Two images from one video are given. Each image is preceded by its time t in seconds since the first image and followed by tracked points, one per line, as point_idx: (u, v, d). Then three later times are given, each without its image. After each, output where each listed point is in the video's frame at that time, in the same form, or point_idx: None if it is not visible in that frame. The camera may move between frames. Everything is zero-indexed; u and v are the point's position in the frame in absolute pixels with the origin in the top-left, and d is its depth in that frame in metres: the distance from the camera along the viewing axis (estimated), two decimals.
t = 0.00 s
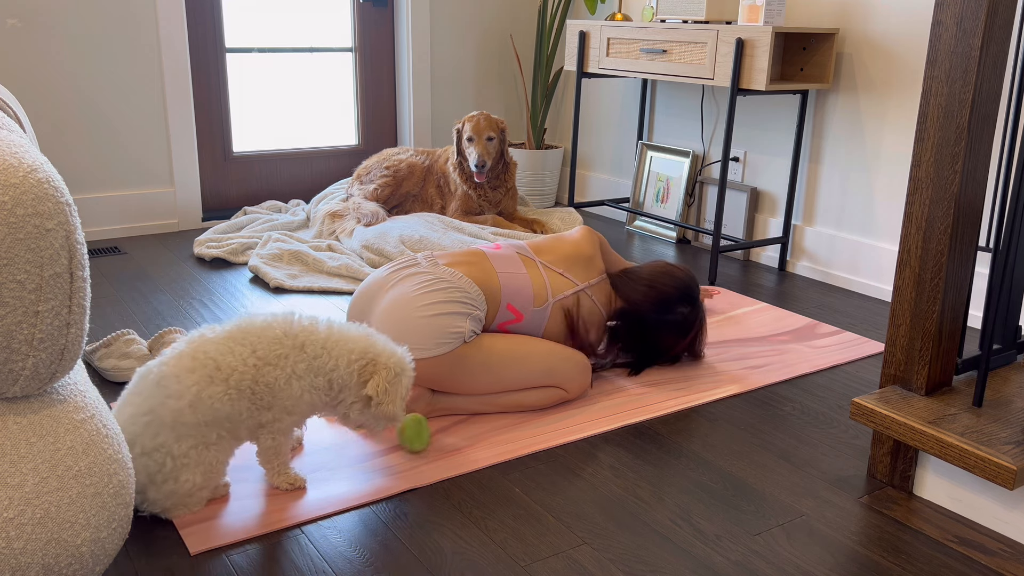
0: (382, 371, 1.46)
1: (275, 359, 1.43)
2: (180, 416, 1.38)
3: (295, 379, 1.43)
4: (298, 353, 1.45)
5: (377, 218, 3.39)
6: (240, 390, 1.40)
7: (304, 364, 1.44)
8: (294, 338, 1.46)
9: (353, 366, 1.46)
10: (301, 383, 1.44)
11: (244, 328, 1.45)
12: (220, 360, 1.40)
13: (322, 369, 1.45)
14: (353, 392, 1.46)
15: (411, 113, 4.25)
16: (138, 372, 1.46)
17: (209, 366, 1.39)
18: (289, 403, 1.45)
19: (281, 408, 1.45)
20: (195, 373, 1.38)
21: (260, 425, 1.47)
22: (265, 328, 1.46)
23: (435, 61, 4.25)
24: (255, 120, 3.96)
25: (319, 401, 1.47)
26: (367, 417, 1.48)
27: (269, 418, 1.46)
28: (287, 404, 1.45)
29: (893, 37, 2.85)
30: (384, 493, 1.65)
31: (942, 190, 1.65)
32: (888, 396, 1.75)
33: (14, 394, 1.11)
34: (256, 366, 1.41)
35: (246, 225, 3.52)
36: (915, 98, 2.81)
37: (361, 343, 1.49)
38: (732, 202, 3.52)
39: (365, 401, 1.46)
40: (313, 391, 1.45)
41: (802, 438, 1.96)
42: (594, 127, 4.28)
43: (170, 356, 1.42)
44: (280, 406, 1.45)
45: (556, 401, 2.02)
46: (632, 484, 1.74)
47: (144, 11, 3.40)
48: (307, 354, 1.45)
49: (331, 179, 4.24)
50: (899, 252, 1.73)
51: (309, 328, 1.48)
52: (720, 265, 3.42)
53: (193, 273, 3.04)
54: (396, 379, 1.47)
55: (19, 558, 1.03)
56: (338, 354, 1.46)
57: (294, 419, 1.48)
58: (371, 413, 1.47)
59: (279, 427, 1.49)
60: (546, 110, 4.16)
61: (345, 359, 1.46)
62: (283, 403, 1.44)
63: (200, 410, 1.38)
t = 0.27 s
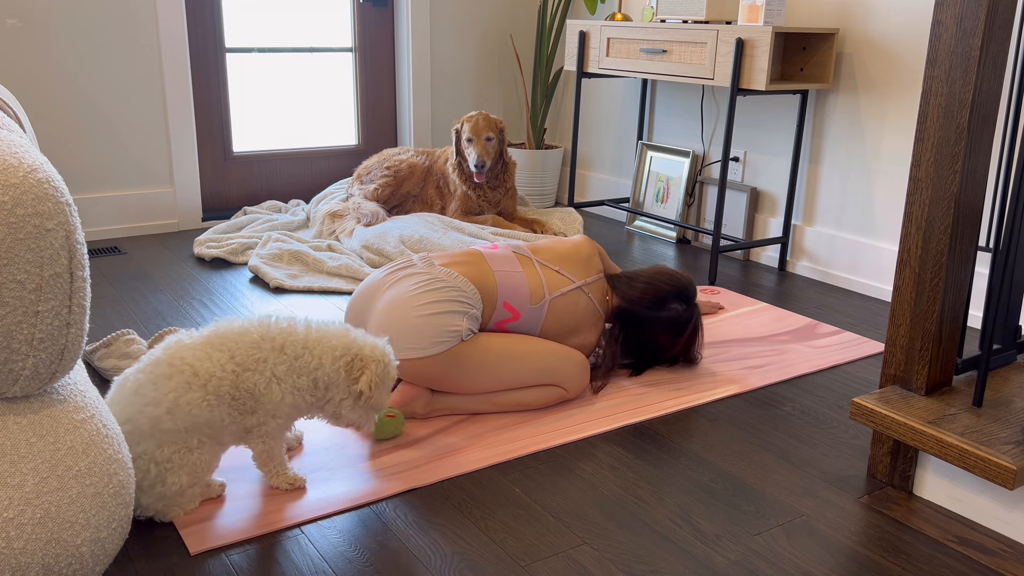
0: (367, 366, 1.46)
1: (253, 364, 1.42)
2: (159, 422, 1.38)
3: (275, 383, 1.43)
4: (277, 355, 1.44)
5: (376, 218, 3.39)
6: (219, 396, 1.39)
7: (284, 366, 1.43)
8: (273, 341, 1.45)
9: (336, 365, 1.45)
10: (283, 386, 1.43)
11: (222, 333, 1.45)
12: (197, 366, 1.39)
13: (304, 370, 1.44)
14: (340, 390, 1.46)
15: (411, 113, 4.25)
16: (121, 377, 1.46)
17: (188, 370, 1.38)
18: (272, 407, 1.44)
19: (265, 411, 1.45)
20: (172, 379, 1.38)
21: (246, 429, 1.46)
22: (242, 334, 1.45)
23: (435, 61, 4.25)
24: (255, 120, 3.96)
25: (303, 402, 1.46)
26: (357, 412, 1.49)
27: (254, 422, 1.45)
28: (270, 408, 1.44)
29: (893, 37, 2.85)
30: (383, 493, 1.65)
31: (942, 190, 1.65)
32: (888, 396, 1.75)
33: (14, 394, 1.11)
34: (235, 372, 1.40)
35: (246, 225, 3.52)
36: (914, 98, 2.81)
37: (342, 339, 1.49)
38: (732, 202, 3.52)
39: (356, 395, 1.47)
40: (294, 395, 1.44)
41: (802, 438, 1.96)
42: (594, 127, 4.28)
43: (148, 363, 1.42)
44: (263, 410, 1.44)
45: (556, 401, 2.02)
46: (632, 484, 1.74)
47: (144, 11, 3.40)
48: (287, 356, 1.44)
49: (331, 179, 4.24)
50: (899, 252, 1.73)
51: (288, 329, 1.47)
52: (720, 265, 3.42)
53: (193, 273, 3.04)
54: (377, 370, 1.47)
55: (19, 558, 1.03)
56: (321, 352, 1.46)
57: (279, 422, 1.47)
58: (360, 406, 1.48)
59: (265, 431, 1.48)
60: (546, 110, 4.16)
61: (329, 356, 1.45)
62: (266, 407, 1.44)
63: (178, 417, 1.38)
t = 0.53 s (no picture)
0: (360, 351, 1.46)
1: (246, 365, 1.42)
2: (152, 424, 1.37)
3: (269, 382, 1.43)
4: (270, 354, 1.44)
5: (376, 218, 3.39)
6: (211, 397, 1.39)
7: (277, 363, 1.43)
8: (264, 339, 1.45)
9: (329, 355, 1.46)
10: (277, 383, 1.43)
11: (212, 335, 1.45)
12: (189, 367, 1.39)
13: (298, 365, 1.44)
14: (337, 377, 1.47)
15: (411, 112, 4.25)
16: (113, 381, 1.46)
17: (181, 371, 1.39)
18: (268, 406, 1.44)
19: (261, 411, 1.45)
20: (165, 381, 1.39)
21: (242, 430, 1.46)
22: (232, 336, 1.45)
23: (435, 61, 4.25)
24: (255, 120, 3.96)
25: (298, 399, 1.46)
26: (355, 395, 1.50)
27: (250, 422, 1.45)
28: (266, 407, 1.44)
29: (893, 37, 2.85)
30: (383, 493, 1.65)
31: (942, 189, 1.65)
32: (888, 396, 1.75)
33: (14, 394, 1.11)
34: (227, 372, 1.40)
35: (246, 225, 3.52)
36: (914, 98, 2.81)
37: (331, 326, 1.49)
38: (732, 202, 3.52)
39: (351, 379, 1.48)
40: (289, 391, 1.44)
41: (802, 438, 1.96)
42: (594, 127, 4.28)
43: (140, 366, 1.42)
44: (259, 409, 1.44)
45: (555, 401, 2.02)
46: (632, 484, 1.74)
47: (144, 11, 3.40)
48: (279, 352, 1.44)
49: (331, 179, 4.24)
50: (899, 252, 1.73)
51: (277, 325, 1.47)
52: (720, 264, 3.42)
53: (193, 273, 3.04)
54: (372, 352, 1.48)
55: (19, 558, 1.03)
56: (313, 341, 1.46)
57: (275, 421, 1.48)
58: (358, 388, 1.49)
59: (262, 431, 1.48)
60: (546, 111, 4.16)
61: (321, 345, 1.45)
62: (262, 406, 1.44)
63: (171, 418, 1.38)
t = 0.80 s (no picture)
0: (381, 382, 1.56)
1: (277, 369, 1.46)
2: (162, 420, 1.37)
3: (301, 389, 1.46)
4: (304, 365, 1.49)
5: (377, 218, 3.39)
6: (232, 399, 1.41)
7: (309, 375, 1.48)
8: (297, 351, 1.50)
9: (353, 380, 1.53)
10: (309, 392, 1.47)
11: (241, 342, 1.48)
12: (215, 369, 1.42)
13: (327, 380, 1.50)
14: (351, 410, 1.55)
15: (411, 112, 4.25)
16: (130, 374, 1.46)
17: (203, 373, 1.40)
18: (293, 410, 1.47)
19: (283, 413, 1.46)
20: (186, 379, 1.40)
21: (258, 434, 1.47)
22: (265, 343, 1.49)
23: (435, 60, 4.25)
24: (255, 120, 3.96)
25: (323, 413, 1.51)
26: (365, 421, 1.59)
27: (267, 425, 1.46)
28: (290, 411, 1.47)
29: (892, 37, 2.85)
30: (383, 493, 1.65)
31: (942, 189, 1.65)
32: (888, 396, 1.75)
33: (14, 394, 1.11)
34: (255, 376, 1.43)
35: (246, 225, 3.52)
36: (914, 98, 2.81)
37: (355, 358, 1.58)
38: (732, 202, 3.52)
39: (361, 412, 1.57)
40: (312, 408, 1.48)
41: (802, 438, 1.96)
42: (594, 127, 4.28)
43: (163, 362, 1.43)
44: (282, 411, 1.46)
45: (555, 400, 2.02)
46: (632, 484, 1.74)
47: (144, 11, 3.40)
48: (312, 366, 1.50)
49: (331, 179, 4.24)
50: (899, 252, 1.73)
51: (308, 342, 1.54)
52: (720, 264, 3.42)
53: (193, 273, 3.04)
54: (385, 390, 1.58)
55: (19, 558, 1.04)
56: (342, 366, 1.53)
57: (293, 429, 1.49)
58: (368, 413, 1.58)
59: (276, 435, 1.49)
60: (546, 110, 4.16)
61: (349, 369, 1.53)
62: (286, 408, 1.46)
63: (186, 416, 1.38)
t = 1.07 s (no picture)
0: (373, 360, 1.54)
1: (270, 366, 1.44)
2: (160, 426, 1.37)
3: (300, 384, 1.45)
4: (300, 358, 1.47)
5: (377, 218, 3.39)
6: (229, 402, 1.39)
7: (301, 368, 1.46)
8: (291, 345, 1.48)
9: (348, 364, 1.51)
10: (305, 386, 1.45)
11: (235, 342, 1.46)
12: (209, 373, 1.40)
13: (323, 370, 1.48)
14: (350, 387, 1.53)
15: (411, 112, 4.25)
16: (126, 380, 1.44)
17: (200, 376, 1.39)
18: (293, 408, 1.45)
19: (283, 412, 1.45)
20: (181, 384, 1.38)
21: (258, 435, 1.45)
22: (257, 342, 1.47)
23: (435, 60, 4.25)
24: (255, 120, 3.96)
25: (321, 405, 1.49)
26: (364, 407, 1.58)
27: (266, 427, 1.45)
28: (290, 409, 1.45)
29: (892, 37, 2.85)
30: (383, 493, 1.65)
31: (942, 189, 1.65)
32: (888, 396, 1.75)
33: (14, 394, 1.11)
34: (254, 376, 1.42)
35: (246, 225, 3.52)
36: (914, 98, 2.81)
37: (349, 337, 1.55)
38: (732, 202, 3.52)
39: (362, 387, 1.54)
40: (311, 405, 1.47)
41: (802, 438, 1.96)
42: (594, 127, 4.28)
43: (158, 367, 1.41)
44: (281, 411, 1.44)
45: (555, 400, 2.02)
46: (632, 484, 1.74)
47: (144, 11, 3.40)
48: (308, 358, 1.48)
49: (331, 179, 4.24)
50: (898, 252, 1.73)
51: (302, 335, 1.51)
52: (720, 264, 3.42)
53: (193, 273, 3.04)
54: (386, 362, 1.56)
55: (19, 558, 1.04)
56: (333, 350, 1.51)
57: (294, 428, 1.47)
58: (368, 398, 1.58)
59: (277, 436, 1.48)
60: (546, 111, 4.17)
61: (340, 352, 1.51)
62: (286, 407, 1.44)
63: (182, 421, 1.37)
